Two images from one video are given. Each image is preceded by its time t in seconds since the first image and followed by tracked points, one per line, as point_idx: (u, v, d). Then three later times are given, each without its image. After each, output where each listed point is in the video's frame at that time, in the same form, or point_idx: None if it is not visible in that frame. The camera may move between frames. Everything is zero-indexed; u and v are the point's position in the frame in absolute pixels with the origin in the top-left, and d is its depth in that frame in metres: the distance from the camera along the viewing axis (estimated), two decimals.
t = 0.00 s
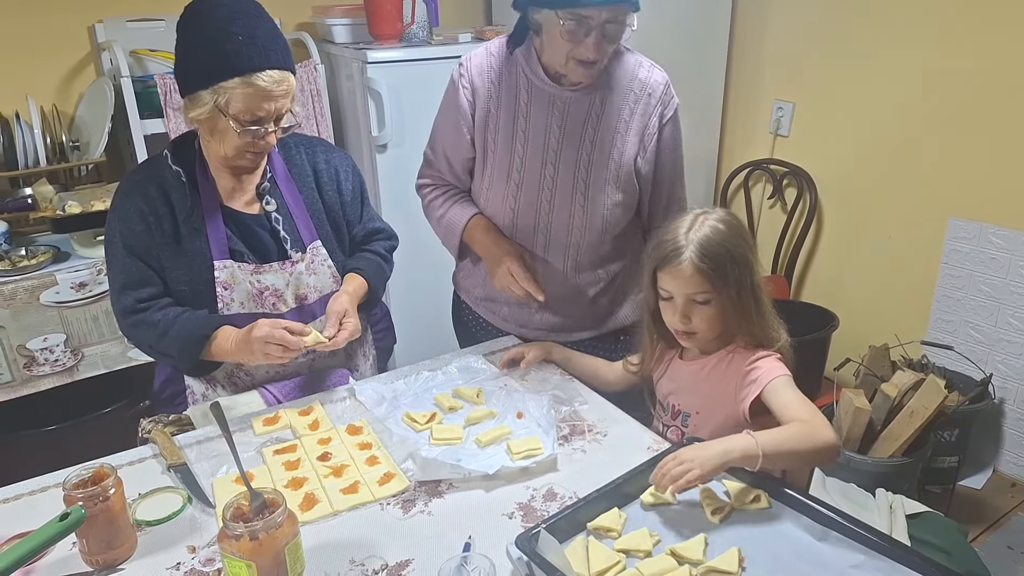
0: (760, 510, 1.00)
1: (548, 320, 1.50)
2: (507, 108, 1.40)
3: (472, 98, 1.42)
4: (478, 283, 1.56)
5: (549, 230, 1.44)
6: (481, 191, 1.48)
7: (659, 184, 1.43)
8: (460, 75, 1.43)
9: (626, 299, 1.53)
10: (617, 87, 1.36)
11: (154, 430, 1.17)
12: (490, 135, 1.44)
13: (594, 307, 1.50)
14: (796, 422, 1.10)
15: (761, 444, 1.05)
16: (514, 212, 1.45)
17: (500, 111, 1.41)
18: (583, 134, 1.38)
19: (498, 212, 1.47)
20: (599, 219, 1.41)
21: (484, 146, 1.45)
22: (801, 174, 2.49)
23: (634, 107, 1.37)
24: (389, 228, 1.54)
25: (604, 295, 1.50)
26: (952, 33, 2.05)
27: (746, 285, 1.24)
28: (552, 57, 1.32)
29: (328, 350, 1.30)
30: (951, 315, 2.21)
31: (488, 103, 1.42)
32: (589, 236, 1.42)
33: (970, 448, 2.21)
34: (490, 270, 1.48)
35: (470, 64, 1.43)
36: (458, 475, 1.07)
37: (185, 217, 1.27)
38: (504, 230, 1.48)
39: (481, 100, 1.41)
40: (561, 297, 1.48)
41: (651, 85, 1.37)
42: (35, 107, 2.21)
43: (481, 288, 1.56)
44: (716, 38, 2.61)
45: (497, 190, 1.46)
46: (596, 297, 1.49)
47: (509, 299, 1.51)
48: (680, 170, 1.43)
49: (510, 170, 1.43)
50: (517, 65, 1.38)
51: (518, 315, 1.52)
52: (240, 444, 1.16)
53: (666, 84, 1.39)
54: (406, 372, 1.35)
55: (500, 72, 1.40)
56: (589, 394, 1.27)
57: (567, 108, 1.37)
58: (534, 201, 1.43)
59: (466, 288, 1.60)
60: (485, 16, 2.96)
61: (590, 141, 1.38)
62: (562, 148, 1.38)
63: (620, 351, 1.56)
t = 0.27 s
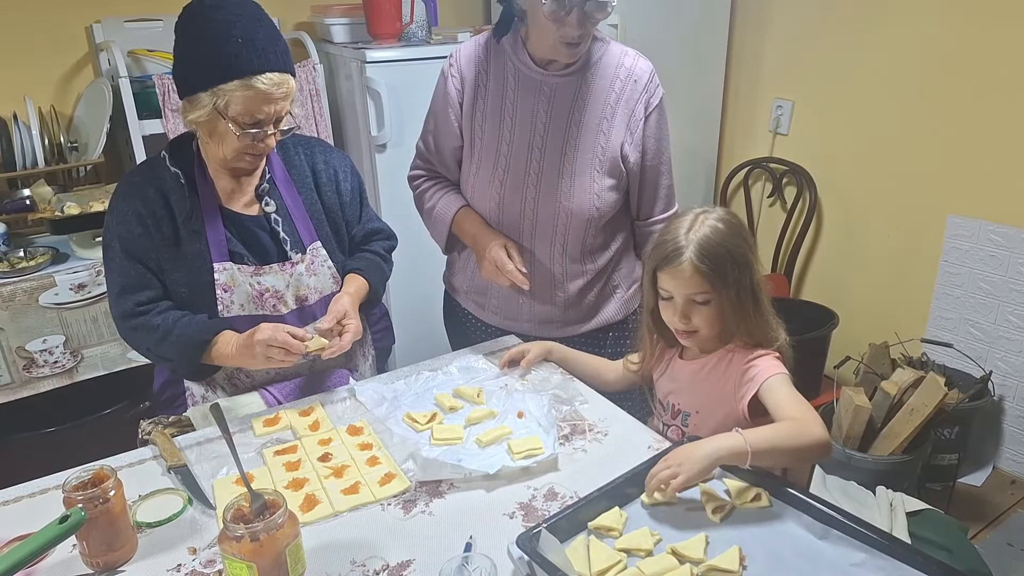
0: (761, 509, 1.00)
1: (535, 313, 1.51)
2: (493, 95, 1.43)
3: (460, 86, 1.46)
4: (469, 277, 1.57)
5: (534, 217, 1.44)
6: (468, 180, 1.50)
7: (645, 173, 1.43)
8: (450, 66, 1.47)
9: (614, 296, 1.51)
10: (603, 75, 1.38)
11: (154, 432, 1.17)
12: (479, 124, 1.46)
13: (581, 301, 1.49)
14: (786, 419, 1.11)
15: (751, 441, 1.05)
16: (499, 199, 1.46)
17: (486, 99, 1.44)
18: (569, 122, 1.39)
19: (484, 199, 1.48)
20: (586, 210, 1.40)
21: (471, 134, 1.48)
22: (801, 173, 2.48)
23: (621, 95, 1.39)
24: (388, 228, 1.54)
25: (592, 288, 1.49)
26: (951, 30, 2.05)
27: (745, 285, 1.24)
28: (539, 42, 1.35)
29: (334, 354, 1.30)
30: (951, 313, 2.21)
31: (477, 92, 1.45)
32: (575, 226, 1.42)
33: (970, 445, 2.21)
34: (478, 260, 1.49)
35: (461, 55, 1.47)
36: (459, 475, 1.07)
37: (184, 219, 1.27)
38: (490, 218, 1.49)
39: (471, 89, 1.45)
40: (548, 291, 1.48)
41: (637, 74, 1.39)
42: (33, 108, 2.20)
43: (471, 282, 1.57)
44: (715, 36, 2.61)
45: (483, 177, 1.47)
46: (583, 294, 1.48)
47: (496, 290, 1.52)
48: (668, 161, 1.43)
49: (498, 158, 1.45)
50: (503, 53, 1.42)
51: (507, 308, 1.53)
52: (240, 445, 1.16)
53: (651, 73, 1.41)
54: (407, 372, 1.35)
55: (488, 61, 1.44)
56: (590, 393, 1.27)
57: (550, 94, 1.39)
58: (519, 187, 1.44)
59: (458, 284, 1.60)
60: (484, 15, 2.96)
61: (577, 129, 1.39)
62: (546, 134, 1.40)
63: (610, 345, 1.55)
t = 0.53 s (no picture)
0: (761, 509, 1.00)
1: (527, 308, 1.51)
2: (486, 90, 1.45)
3: (454, 82, 1.49)
4: (464, 273, 1.58)
5: (524, 209, 1.45)
6: (461, 175, 1.52)
7: (638, 169, 1.43)
8: (446, 65, 1.51)
9: (606, 296, 1.50)
10: (594, 69, 1.39)
11: (156, 432, 1.17)
12: (473, 119, 1.48)
13: (574, 298, 1.48)
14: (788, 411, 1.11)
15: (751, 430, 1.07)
16: (490, 191, 1.47)
17: (480, 94, 1.46)
18: (559, 115, 1.40)
19: (475, 192, 1.49)
20: (576, 203, 1.41)
21: (465, 129, 1.49)
22: (801, 173, 2.48)
23: (612, 89, 1.39)
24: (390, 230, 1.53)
25: (584, 284, 1.48)
26: (950, 29, 2.05)
27: (743, 285, 1.24)
28: (530, 35, 1.37)
29: (348, 353, 1.31)
30: (951, 311, 2.21)
31: (471, 87, 1.47)
32: (565, 219, 1.42)
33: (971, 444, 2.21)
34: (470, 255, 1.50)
35: (458, 53, 1.50)
36: (459, 475, 1.07)
37: (188, 221, 1.27)
38: (482, 211, 1.50)
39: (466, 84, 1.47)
40: (539, 286, 1.48)
41: (628, 69, 1.40)
42: (34, 110, 2.21)
43: (466, 278, 1.58)
44: (714, 36, 2.61)
45: (476, 170, 1.49)
46: (578, 290, 1.48)
47: (489, 284, 1.52)
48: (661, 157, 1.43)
49: (490, 151, 1.46)
50: (497, 48, 1.44)
51: (500, 303, 1.53)
52: (241, 446, 1.16)
53: (643, 69, 1.42)
54: (407, 372, 1.35)
55: (482, 57, 1.46)
56: (590, 393, 1.27)
57: (541, 88, 1.41)
58: (509, 179, 1.45)
59: (454, 284, 1.61)
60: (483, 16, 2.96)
61: (567, 122, 1.40)
62: (536, 126, 1.42)
63: (604, 345, 1.54)
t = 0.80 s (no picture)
0: (760, 508, 1.00)
1: (525, 307, 1.51)
2: (485, 88, 1.46)
3: (454, 81, 1.50)
4: (464, 273, 1.58)
5: (522, 206, 1.44)
6: (460, 173, 1.52)
7: (637, 167, 1.42)
8: (446, 65, 1.52)
9: (605, 296, 1.50)
10: (593, 68, 1.40)
11: (155, 434, 1.17)
12: (472, 118, 1.48)
13: (572, 298, 1.48)
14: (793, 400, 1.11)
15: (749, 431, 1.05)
16: (488, 188, 1.47)
17: (479, 92, 1.47)
18: (558, 112, 1.41)
19: (473, 190, 1.49)
20: (574, 200, 1.40)
21: (464, 128, 1.50)
22: (799, 172, 2.48)
23: (610, 87, 1.39)
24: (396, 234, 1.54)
25: (583, 283, 1.47)
26: (949, 29, 2.05)
27: (741, 286, 1.24)
28: (528, 33, 1.37)
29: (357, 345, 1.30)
30: (950, 311, 2.21)
31: (471, 87, 1.47)
32: (563, 217, 1.42)
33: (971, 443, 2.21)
34: (468, 253, 1.50)
35: (458, 52, 1.51)
36: (459, 476, 1.07)
37: (199, 220, 1.27)
38: (480, 209, 1.50)
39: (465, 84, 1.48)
40: (538, 284, 1.48)
41: (627, 68, 1.41)
42: (34, 113, 2.21)
43: (466, 277, 1.58)
44: (713, 36, 2.61)
45: (474, 168, 1.49)
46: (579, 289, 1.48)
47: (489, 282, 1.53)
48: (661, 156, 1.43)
49: (489, 150, 1.47)
50: (496, 47, 1.45)
51: (499, 301, 1.53)
52: (240, 448, 1.16)
53: (641, 68, 1.42)
54: (406, 373, 1.35)
55: (481, 56, 1.47)
56: (589, 393, 1.27)
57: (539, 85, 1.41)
58: (507, 176, 1.45)
59: (453, 285, 1.62)
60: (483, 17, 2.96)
61: (565, 119, 1.40)
62: (534, 123, 1.42)
63: (603, 347, 1.54)
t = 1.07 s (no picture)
0: (760, 508, 1.01)
1: (527, 305, 1.51)
2: (489, 85, 1.46)
3: (458, 79, 1.50)
4: (468, 272, 1.58)
5: (524, 203, 1.44)
6: (464, 171, 1.52)
7: (642, 165, 1.42)
8: (451, 63, 1.53)
9: (610, 295, 1.50)
10: (597, 63, 1.40)
11: (154, 434, 1.17)
12: (476, 115, 1.48)
13: (576, 296, 1.48)
14: (792, 403, 1.11)
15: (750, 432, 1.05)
16: (491, 186, 1.47)
17: (483, 89, 1.47)
18: (561, 108, 1.41)
19: (476, 188, 1.49)
20: (577, 196, 1.40)
21: (468, 125, 1.50)
22: (798, 171, 2.48)
23: (614, 83, 1.39)
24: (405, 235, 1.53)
25: (587, 282, 1.47)
26: (949, 28, 2.05)
27: (740, 286, 1.23)
28: (531, 29, 1.38)
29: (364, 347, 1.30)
30: (950, 310, 2.21)
31: (474, 84, 1.48)
32: (567, 213, 1.42)
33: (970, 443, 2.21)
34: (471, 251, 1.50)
35: (462, 51, 1.51)
36: (459, 475, 1.07)
37: (215, 218, 1.28)
38: (484, 207, 1.50)
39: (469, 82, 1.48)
40: (541, 283, 1.48)
41: (632, 64, 1.40)
42: (33, 112, 2.21)
43: (469, 276, 1.58)
44: (713, 36, 2.61)
45: (477, 165, 1.49)
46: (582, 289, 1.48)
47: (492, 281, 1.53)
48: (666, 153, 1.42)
49: (492, 147, 1.47)
50: (500, 44, 1.46)
51: (502, 300, 1.53)
52: (240, 447, 1.16)
53: (646, 65, 1.42)
54: (406, 373, 1.35)
55: (485, 53, 1.47)
56: (589, 393, 1.27)
57: (543, 82, 1.41)
58: (510, 173, 1.45)
59: (457, 283, 1.62)
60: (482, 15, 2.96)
61: (569, 115, 1.40)
62: (538, 120, 1.42)
63: (607, 346, 1.54)
